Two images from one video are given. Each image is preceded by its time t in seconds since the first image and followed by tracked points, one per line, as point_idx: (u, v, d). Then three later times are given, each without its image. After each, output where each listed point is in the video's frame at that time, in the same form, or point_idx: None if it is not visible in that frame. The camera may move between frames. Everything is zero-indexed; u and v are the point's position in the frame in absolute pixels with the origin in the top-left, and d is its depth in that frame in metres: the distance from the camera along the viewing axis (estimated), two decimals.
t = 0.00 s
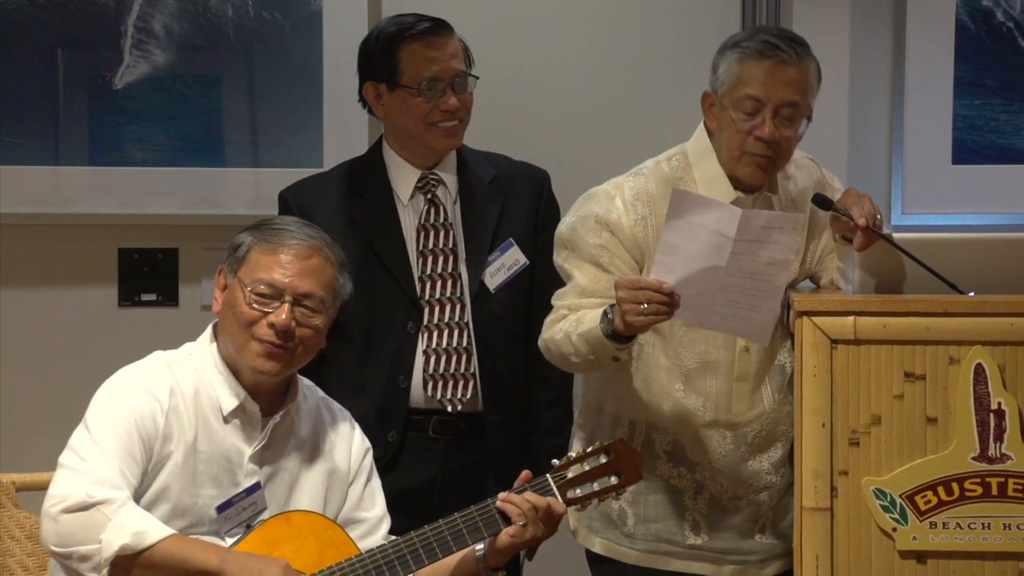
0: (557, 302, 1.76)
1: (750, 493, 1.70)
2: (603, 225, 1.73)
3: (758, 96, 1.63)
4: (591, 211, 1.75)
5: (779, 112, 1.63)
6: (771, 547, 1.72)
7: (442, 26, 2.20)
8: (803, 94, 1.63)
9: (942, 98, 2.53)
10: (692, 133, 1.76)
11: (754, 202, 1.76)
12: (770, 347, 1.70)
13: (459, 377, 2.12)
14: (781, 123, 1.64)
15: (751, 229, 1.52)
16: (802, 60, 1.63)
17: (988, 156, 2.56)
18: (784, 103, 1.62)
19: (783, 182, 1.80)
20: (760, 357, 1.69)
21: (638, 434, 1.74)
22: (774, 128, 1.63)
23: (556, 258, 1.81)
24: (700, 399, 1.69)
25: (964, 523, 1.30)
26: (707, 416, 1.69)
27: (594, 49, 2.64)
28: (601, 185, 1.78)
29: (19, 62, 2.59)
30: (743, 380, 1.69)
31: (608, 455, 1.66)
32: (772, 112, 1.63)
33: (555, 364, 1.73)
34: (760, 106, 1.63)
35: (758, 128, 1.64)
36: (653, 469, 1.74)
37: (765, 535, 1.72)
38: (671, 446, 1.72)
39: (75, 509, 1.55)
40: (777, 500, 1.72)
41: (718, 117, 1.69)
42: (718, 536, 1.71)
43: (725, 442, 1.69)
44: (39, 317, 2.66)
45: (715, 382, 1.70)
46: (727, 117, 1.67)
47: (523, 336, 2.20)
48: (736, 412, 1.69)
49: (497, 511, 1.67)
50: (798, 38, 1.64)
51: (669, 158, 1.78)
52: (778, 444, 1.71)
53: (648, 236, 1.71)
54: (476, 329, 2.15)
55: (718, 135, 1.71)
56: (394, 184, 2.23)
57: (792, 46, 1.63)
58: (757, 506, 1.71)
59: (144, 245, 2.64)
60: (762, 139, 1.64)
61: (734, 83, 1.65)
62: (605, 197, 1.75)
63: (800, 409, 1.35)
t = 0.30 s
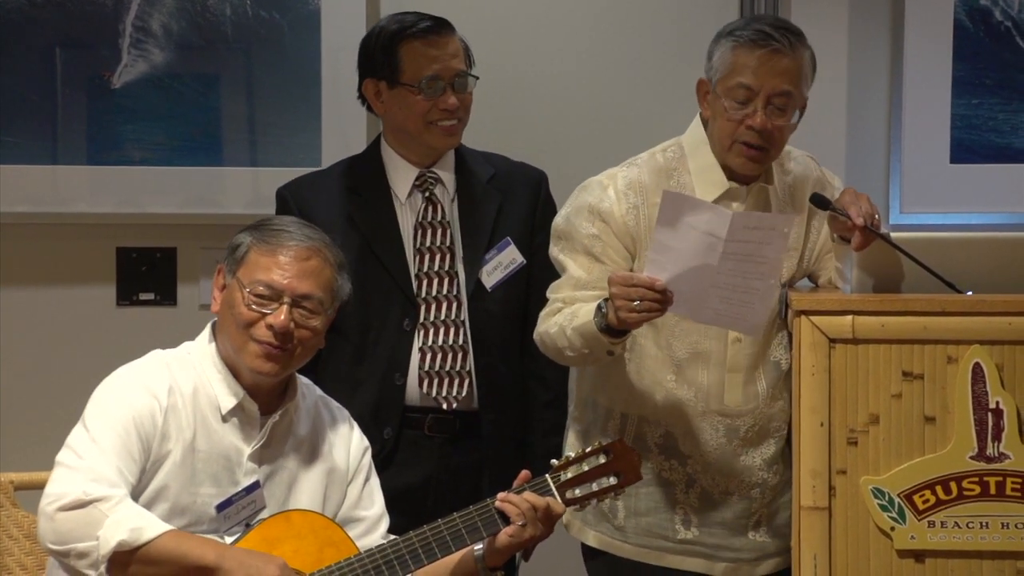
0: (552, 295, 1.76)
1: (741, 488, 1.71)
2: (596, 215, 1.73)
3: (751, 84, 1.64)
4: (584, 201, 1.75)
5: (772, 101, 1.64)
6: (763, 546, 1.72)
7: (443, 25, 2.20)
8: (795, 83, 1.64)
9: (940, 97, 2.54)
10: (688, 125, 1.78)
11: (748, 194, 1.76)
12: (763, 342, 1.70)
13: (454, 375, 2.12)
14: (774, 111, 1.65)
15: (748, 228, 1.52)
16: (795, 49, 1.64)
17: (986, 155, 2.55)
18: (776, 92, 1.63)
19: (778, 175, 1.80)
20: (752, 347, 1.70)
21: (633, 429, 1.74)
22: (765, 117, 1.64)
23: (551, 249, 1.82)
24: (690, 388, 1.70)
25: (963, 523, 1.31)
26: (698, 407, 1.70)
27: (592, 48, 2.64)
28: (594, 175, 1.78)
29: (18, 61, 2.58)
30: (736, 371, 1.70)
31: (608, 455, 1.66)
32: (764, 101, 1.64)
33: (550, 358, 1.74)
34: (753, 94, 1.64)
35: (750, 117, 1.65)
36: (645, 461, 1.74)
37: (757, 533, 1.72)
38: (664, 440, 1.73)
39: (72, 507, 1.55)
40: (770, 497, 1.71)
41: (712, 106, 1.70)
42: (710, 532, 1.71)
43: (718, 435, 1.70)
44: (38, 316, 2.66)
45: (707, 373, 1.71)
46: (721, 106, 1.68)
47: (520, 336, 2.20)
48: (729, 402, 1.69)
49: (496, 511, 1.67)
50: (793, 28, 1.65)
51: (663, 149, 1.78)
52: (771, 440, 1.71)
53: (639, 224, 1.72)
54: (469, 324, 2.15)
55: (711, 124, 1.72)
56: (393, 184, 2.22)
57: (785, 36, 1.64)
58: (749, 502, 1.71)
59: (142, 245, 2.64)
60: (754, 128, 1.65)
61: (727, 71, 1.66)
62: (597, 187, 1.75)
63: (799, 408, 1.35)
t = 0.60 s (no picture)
0: (548, 286, 1.76)
1: (739, 485, 1.71)
2: (593, 205, 1.73)
3: (757, 83, 1.64)
4: (582, 191, 1.75)
5: (778, 99, 1.64)
6: (763, 544, 1.72)
7: (445, 27, 2.20)
8: (800, 84, 1.64)
9: (939, 98, 2.53)
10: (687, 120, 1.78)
11: (747, 190, 1.76)
12: (761, 340, 1.71)
13: (452, 376, 2.12)
14: (779, 110, 1.65)
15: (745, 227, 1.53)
16: (802, 52, 1.64)
17: (985, 156, 2.55)
18: (781, 91, 1.63)
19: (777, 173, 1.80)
20: (749, 343, 1.70)
21: (630, 423, 1.74)
22: (770, 115, 1.64)
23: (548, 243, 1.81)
24: (688, 381, 1.70)
25: (962, 523, 1.30)
26: (696, 401, 1.70)
27: (591, 49, 2.64)
28: (594, 166, 1.78)
29: (17, 62, 2.58)
30: (733, 367, 1.70)
31: (605, 454, 1.66)
32: (770, 100, 1.64)
33: (547, 349, 1.74)
34: (758, 92, 1.64)
35: (754, 116, 1.65)
36: (643, 452, 1.73)
37: (757, 530, 1.72)
38: (662, 433, 1.72)
39: (72, 511, 1.55)
40: (767, 495, 1.72)
41: (716, 104, 1.70)
42: (707, 528, 1.71)
43: (716, 428, 1.70)
44: (37, 317, 2.65)
45: (705, 366, 1.70)
46: (726, 104, 1.67)
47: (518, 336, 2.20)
48: (727, 398, 1.69)
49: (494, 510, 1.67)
50: (800, 31, 1.65)
51: (662, 143, 1.79)
52: (769, 438, 1.71)
53: (636, 215, 1.72)
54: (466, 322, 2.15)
55: (715, 124, 1.72)
56: (393, 184, 2.22)
57: (793, 39, 1.63)
58: (745, 499, 1.72)
59: (141, 245, 2.63)
60: (758, 127, 1.65)
61: (733, 68, 1.66)
62: (596, 178, 1.75)
63: (798, 410, 1.35)
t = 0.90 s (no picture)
0: (549, 289, 1.76)
1: (738, 487, 1.71)
2: (594, 209, 1.73)
3: (756, 86, 1.64)
4: (583, 196, 1.76)
5: (776, 104, 1.64)
6: (763, 544, 1.73)
7: (445, 27, 2.19)
8: (800, 91, 1.64)
9: (938, 99, 2.54)
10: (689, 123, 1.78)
11: (747, 193, 1.77)
12: (761, 341, 1.71)
13: (450, 377, 2.12)
14: (777, 115, 1.65)
15: (742, 229, 1.53)
16: (803, 59, 1.64)
17: (983, 156, 2.55)
18: (779, 96, 1.64)
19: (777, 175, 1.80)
20: (749, 345, 1.70)
21: (628, 428, 1.74)
22: (767, 120, 1.64)
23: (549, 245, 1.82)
24: (687, 384, 1.70)
25: (960, 523, 1.30)
26: (696, 403, 1.70)
27: (590, 50, 2.64)
28: (595, 170, 1.79)
29: (15, 62, 2.58)
30: (733, 370, 1.70)
31: (603, 455, 1.66)
32: (768, 105, 1.64)
33: (546, 351, 1.74)
34: (757, 96, 1.64)
35: (752, 119, 1.65)
36: (643, 456, 1.73)
37: (757, 531, 1.72)
38: (661, 436, 1.72)
39: (69, 507, 1.55)
40: (766, 496, 1.72)
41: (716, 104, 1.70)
42: (707, 529, 1.71)
43: (715, 431, 1.70)
44: (36, 317, 2.65)
45: (704, 370, 1.70)
46: (724, 106, 1.68)
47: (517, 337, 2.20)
48: (727, 401, 1.69)
49: (492, 511, 1.68)
50: (803, 37, 1.65)
51: (663, 146, 1.79)
52: (768, 440, 1.72)
53: (635, 218, 1.72)
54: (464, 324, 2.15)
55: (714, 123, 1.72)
56: (393, 185, 2.22)
57: (794, 45, 1.63)
58: (745, 501, 1.72)
59: (140, 246, 2.63)
60: (755, 131, 1.65)
61: (733, 71, 1.66)
62: (597, 182, 1.76)
63: (797, 409, 1.34)
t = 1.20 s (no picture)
0: (548, 289, 1.76)
1: (738, 487, 1.71)
2: (593, 209, 1.73)
3: (751, 85, 1.64)
4: (582, 195, 1.76)
5: (772, 101, 1.64)
6: (762, 544, 1.73)
7: (442, 27, 2.20)
8: (796, 88, 1.64)
9: (936, 99, 2.54)
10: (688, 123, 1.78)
11: (746, 192, 1.77)
12: (760, 341, 1.72)
13: (447, 377, 2.12)
14: (773, 113, 1.65)
15: (747, 231, 1.52)
16: (798, 57, 1.64)
17: (980, 156, 2.56)
18: (776, 93, 1.64)
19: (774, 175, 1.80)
20: (747, 346, 1.70)
21: (627, 427, 1.74)
22: (764, 118, 1.64)
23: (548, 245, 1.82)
24: (688, 385, 1.70)
25: (957, 523, 1.31)
26: (696, 404, 1.70)
27: (588, 50, 2.64)
28: (594, 170, 1.79)
29: (13, 62, 2.58)
30: (732, 371, 1.70)
31: (602, 456, 1.66)
32: (765, 102, 1.64)
33: (546, 352, 1.74)
34: (754, 94, 1.64)
35: (750, 118, 1.65)
36: (643, 457, 1.74)
37: (756, 531, 1.73)
38: (661, 436, 1.72)
39: (68, 510, 1.55)
40: (766, 496, 1.72)
41: (713, 104, 1.71)
42: (706, 529, 1.71)
43: (715, 432, 1.69)
44: (34, 318, 2.65)
45: (704, 370, 1.70)
46: (721, 105, 1.68)
47: (515, 337, 2.20)
48: (727, 402, 1.69)
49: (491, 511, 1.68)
50: (799, 35, 1.64)
51: (662, 145, 1.79)
52: (768, 439, 1.72)
53: (636, 216, 1.72)
54: (463, 324, 2.15)
55: (713, 124, 1.72)
56: (392, 185, 2.22)
57: (789, 44, 1.63)
58: (745, 502, 1.72)
59: (138, 245, 2.63)
60: (753, 129, 1.65)
61: (730, 69, 1.66)
62: (596, 182, 1.76)
63: (796, 410, 1.34)
